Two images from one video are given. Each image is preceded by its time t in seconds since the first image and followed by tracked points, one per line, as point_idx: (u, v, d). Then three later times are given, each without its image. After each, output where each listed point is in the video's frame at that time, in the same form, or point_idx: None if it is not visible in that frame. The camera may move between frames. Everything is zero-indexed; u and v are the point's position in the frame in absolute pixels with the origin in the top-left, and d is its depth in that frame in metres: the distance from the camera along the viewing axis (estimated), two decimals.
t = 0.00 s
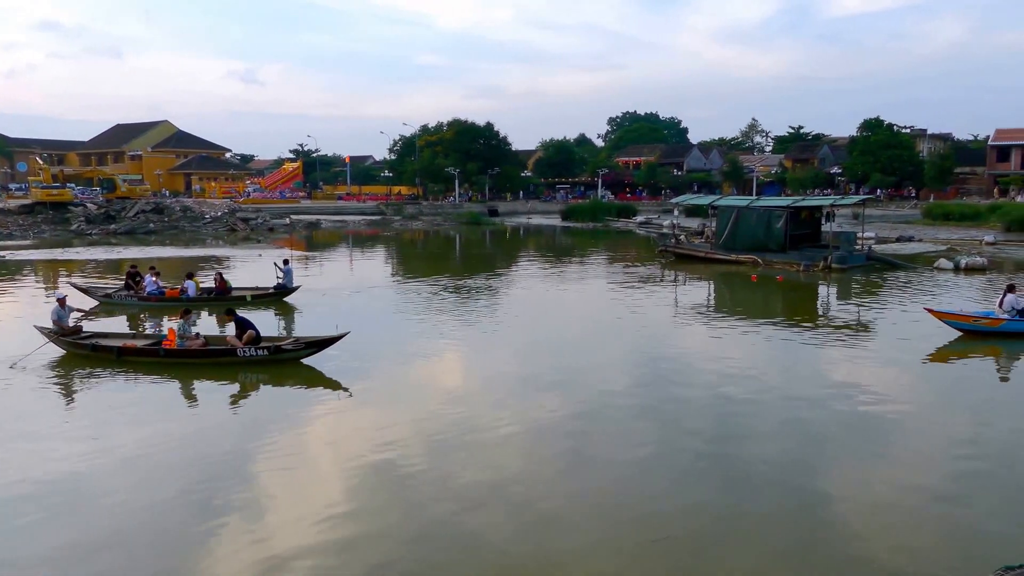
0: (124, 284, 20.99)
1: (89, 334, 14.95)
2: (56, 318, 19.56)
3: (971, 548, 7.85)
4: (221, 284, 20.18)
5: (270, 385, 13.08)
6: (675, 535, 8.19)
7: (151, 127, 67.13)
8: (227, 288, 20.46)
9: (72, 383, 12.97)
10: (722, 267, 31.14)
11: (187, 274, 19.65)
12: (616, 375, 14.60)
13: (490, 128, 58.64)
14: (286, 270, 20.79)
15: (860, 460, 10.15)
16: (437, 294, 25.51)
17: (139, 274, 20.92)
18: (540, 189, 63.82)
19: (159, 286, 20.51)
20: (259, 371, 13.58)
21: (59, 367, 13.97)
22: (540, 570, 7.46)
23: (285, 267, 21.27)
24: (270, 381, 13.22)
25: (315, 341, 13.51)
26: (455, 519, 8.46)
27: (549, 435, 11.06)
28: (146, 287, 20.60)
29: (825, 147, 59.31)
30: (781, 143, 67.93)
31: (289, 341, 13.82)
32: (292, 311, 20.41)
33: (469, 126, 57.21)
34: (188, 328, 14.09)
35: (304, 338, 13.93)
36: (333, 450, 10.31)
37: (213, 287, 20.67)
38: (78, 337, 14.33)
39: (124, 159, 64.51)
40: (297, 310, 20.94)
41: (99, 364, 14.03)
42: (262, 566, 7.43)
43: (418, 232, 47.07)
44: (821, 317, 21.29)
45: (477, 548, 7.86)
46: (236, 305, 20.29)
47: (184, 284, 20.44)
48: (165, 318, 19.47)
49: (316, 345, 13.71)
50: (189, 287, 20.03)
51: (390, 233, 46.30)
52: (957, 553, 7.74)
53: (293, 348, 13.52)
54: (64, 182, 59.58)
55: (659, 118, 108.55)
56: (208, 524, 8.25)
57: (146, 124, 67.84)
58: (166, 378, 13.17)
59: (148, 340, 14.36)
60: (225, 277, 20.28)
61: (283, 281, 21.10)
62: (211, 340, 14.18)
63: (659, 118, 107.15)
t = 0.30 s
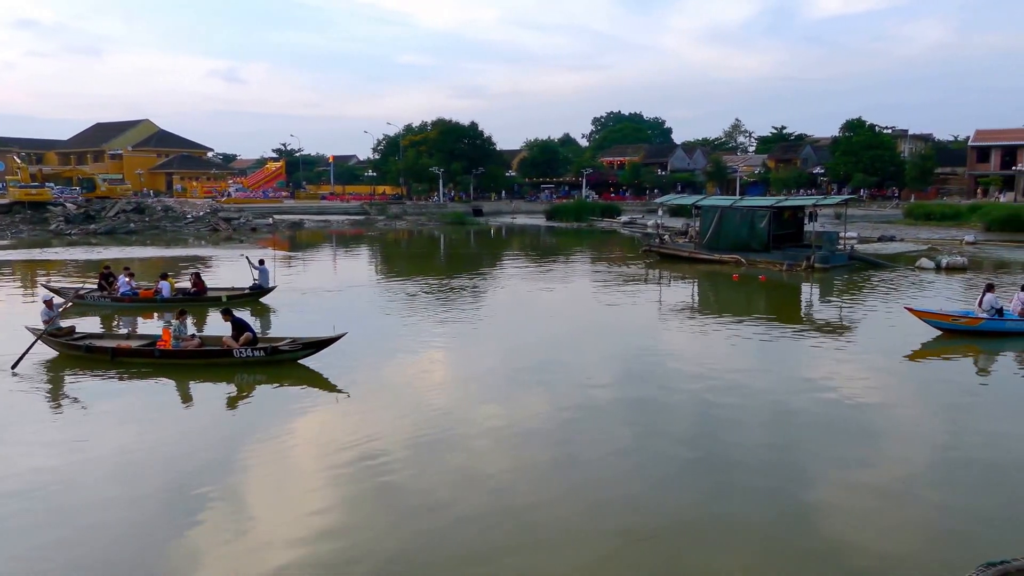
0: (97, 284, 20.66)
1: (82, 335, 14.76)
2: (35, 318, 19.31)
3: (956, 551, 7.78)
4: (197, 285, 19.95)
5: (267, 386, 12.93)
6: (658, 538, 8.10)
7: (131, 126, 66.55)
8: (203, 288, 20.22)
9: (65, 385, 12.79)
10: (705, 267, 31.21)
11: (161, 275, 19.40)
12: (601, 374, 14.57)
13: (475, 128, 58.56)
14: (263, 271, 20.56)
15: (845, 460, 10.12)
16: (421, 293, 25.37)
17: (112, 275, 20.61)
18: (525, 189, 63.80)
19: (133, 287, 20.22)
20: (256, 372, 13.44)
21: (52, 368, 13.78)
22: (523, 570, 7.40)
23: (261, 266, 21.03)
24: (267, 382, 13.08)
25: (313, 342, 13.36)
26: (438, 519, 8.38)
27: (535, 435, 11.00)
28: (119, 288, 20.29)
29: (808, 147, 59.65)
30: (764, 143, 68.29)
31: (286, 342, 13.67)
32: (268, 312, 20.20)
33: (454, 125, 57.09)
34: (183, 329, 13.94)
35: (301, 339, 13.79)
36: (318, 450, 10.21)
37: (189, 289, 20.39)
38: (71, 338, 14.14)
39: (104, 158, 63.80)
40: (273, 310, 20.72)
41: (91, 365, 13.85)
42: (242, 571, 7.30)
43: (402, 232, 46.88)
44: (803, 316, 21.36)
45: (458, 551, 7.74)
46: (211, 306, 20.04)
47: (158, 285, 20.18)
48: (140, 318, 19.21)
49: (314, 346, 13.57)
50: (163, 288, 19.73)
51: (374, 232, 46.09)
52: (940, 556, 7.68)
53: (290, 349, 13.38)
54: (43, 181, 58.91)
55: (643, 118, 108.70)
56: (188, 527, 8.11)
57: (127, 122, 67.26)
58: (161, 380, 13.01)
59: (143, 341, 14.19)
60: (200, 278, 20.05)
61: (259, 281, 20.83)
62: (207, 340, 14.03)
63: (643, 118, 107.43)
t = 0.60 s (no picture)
0: (70, 286, 20.34)
1: (76, 335, 14.59)
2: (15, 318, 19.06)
3: (941, 552, 7.74)
4: (174, 285, 19.70)
5: (264, 388, 12.78)
6: (643, 539, 8.01)
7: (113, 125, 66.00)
8: (179, 288, 19.95)
9: (58, 388, 12.63)
10: (690, 267, 31.30)
11: (135, 275, 19.13)
12: (586, 374, 14.56)
13: (460, 127, 58.48)
14: (239, 270, 20.26)
15: (832, 460, 10.08)
16: (407, 293, 25.28)
17: (86, 275, 20.31)
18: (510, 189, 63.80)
19: (107, 288, 19.95)
20: (253, 374, 13.29)
21: (45, 370, 13.62)
22: (503, 569, 7.37)
23: (237, 266, 20.71)
24: (265, 384, 12.92)
25: (311, 342, 13.20)
26: (419, 519, 8.31)
27: (518, 434, 10.96)
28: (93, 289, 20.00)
29: (792, 148, 59.99)
30: (748, 144, 68.66)
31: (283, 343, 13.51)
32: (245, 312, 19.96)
33: (439, 125, 56.99)
34: (179, 330, 13.79)
35: (299, 340, 13.63)
36: (301, 450, 10.14)
37: (164, 289, 20.20)
38: (65, 338, 13.99)
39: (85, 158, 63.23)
40: (249, 311, 20.43)
41: (85, 366, 13.69)
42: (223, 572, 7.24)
43: (387, 232, 46.71)
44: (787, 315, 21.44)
45: (436, 551, 7.68)
46: (187, 307, 19.76)
47: (132, 286, 19.92)
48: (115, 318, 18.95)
49: (311, 348, 13.42)
50: (138, 288, 19.53)
51: (359, 233, 45.90)
52: (923, 555, 7.65)
53: (287, 350, 13.22)
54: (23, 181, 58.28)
55: (628, 118, 108.99)
56: (170, 531, 7.99)
57: (108, 121, 66.68)
58: (157, 381, 12.87)
59: (137, 342, 14.04)
60: (176, 278, 19.80)
61: (235, 280, 20.62)
62: (203, 341, 13.88)
63: (629, 118, 107.75)
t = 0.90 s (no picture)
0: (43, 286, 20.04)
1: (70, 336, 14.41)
2: None
3: (930, 554, 7.71)
4: (149, 286, 19.50)
5: (263, 390, 12.65)
6: (630, 541, 7.95)
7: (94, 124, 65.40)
8: (155, 289, 19.73)
9: (52, 389, 12.47)
10: (675, 266, 31.38)
11: (109, 276, 18.88)
12: (573, 373, 14.56)
13: (445, 127, 58.39)
14: (215, 271, 19.99)
15: (818, 459, 10.10)
16: (392, 293, 25.17)
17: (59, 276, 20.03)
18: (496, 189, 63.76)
19: (81, 288, 19.68)
20: (250, 375, 13.16)
21: (39, 371, 13.46)
22: (487, 570, 7.32)
23: (213, 267, 20.47)
24: (262, 386, 12.80)
25: (309, 345, 13.08)
26: (405, 519, 8.25)
27: (505, 434, 10.93)
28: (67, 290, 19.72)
29: (776, 148, 60.33)
30: (733, 144, 68.95)
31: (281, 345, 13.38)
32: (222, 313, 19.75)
33: (424, 125, 56.88)
34: (175, 331, 13.65)
35: (296, 342, 13.50)
36: (288, 450, 10.07)
37: (140, 290, 20.01)
38: (59, 340, 13.82)
39: (65, 157, 62.62)
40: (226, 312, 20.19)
41: (80, 367, 13.53)
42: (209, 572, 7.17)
43: (372, 231, 46.54)
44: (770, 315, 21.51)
45: (421, 551, 7.64)
46: (162, 308, 19.53)
47: (107, 286, 19.67)
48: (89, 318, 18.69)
49: (309, 350, 13.30)
50: (112, 289, 19.32)
51: (344, 232, 45.72)
52: (906, 554, 7.67)
53: (285, 353, 13.09)
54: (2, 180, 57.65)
55: (613, 118, 109.25)
56: (153, 533, 7.87)
57: (89, 120, 66.06)
58: (152, 383, 12.73)
59: (133, 343, 13.89)
60: (151, 278, 19.59)
61: (213, 280, 20.40)
62: (200, 342, 13.74)
63: (613, 118, 108.01)
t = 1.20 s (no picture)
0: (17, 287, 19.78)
1: (65, 337, 14.23)
2: None
3: (919, 556, 7.70)
4: (124, 285, 19.30)
5: (262, 391, 12.52)
6: (620, 542, 7.90)
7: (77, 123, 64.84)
8: (130, 289, 19.52)
9: (47, 391, 12.31)
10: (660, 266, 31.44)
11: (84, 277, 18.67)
12: (559, 373, 14.54)
13: (429, 127, 58.29)
14: (190, 271, 19.73)
15: (802, 459, 10.12)
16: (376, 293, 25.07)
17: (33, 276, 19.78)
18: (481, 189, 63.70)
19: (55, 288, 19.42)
20: (248, 376, 13.03)
21: (35, 373, 13.30)
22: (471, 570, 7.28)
23: (188, 268, 20.20)
24: (261, 388, 12.67)
25: (307, 345, 12.95)
26: (391, 520, 8.20)
27: (491, 434, 10.89)
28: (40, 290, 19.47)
29: (761, 149, 60.66)
30: (717, 144, 69.22)
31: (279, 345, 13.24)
32: (197, 313, 19.54)
33: (409, 125, 56.76)
34: (171, 332, 13.48)
35: (294, 342, 13.37)
36: (274, 451, 9.99)
37: (115, 290, 19.80)
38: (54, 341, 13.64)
39: (47, 157, 62.02)
40: (202, 312, 19.93)
41: (75, 369, 13.38)
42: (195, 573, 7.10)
43: (356, 231, 46.37)
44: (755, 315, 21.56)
45: (404, 552, 7.58)
46: (136, 308, 19.29)
47: (81, 286, 19.46)
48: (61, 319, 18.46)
49: (308, 350, 13.18)
50: (87, 289, 19.12)
51: (328, 232, 45.55)
52: (890, 553, 7.69)
53: (283, 353, 12.96)
54: None
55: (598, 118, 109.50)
56: (137, 535, 7.78)
57: (71, 120, 65.46)
58: (147, 385, 12.59)
59: (129, 344, 13.73)
60: (126, 278, 19.39)
61: (189, 280, 20.16)
62: (197, 342, 13.58)
63: (598, 118, 108.28)
